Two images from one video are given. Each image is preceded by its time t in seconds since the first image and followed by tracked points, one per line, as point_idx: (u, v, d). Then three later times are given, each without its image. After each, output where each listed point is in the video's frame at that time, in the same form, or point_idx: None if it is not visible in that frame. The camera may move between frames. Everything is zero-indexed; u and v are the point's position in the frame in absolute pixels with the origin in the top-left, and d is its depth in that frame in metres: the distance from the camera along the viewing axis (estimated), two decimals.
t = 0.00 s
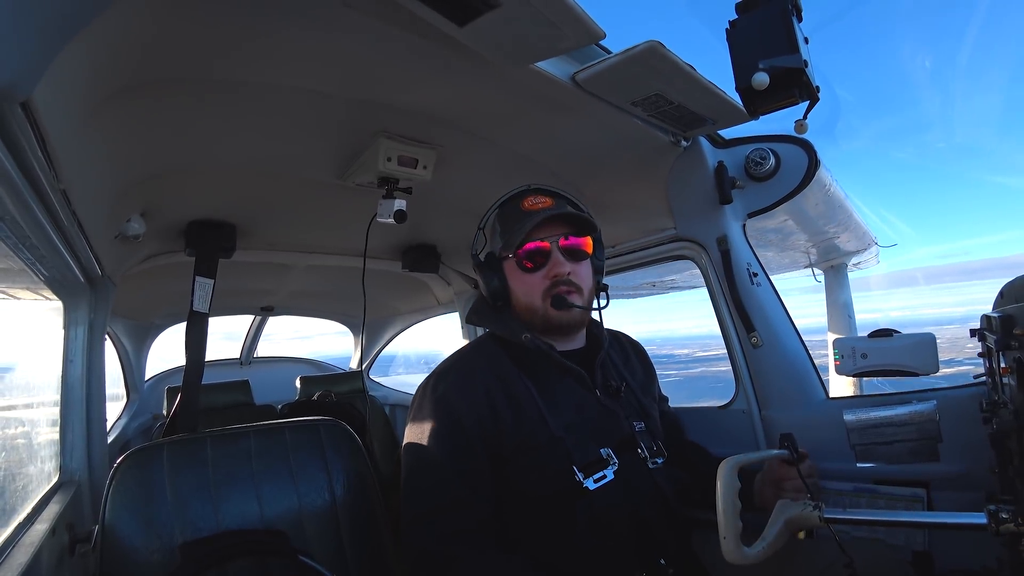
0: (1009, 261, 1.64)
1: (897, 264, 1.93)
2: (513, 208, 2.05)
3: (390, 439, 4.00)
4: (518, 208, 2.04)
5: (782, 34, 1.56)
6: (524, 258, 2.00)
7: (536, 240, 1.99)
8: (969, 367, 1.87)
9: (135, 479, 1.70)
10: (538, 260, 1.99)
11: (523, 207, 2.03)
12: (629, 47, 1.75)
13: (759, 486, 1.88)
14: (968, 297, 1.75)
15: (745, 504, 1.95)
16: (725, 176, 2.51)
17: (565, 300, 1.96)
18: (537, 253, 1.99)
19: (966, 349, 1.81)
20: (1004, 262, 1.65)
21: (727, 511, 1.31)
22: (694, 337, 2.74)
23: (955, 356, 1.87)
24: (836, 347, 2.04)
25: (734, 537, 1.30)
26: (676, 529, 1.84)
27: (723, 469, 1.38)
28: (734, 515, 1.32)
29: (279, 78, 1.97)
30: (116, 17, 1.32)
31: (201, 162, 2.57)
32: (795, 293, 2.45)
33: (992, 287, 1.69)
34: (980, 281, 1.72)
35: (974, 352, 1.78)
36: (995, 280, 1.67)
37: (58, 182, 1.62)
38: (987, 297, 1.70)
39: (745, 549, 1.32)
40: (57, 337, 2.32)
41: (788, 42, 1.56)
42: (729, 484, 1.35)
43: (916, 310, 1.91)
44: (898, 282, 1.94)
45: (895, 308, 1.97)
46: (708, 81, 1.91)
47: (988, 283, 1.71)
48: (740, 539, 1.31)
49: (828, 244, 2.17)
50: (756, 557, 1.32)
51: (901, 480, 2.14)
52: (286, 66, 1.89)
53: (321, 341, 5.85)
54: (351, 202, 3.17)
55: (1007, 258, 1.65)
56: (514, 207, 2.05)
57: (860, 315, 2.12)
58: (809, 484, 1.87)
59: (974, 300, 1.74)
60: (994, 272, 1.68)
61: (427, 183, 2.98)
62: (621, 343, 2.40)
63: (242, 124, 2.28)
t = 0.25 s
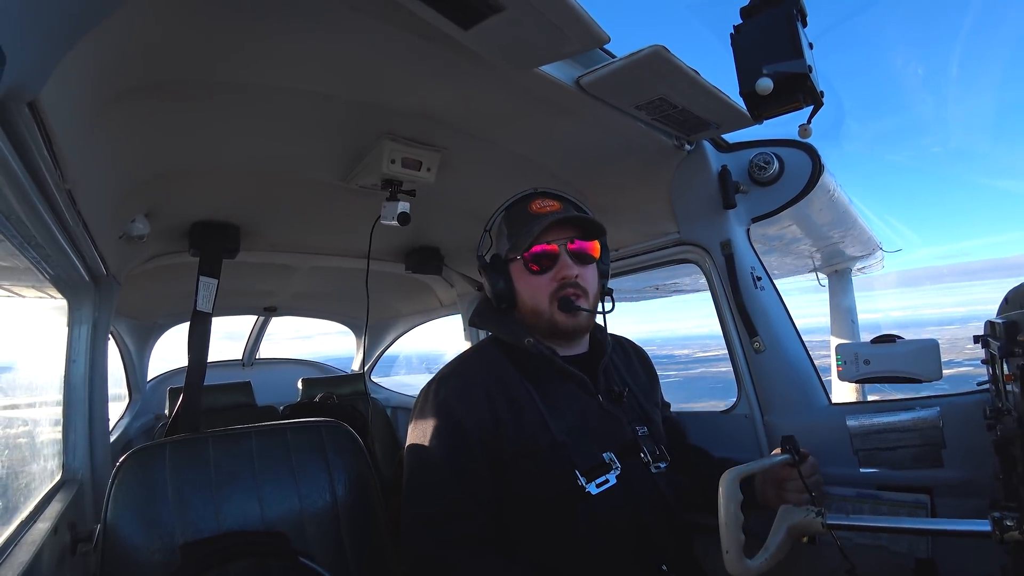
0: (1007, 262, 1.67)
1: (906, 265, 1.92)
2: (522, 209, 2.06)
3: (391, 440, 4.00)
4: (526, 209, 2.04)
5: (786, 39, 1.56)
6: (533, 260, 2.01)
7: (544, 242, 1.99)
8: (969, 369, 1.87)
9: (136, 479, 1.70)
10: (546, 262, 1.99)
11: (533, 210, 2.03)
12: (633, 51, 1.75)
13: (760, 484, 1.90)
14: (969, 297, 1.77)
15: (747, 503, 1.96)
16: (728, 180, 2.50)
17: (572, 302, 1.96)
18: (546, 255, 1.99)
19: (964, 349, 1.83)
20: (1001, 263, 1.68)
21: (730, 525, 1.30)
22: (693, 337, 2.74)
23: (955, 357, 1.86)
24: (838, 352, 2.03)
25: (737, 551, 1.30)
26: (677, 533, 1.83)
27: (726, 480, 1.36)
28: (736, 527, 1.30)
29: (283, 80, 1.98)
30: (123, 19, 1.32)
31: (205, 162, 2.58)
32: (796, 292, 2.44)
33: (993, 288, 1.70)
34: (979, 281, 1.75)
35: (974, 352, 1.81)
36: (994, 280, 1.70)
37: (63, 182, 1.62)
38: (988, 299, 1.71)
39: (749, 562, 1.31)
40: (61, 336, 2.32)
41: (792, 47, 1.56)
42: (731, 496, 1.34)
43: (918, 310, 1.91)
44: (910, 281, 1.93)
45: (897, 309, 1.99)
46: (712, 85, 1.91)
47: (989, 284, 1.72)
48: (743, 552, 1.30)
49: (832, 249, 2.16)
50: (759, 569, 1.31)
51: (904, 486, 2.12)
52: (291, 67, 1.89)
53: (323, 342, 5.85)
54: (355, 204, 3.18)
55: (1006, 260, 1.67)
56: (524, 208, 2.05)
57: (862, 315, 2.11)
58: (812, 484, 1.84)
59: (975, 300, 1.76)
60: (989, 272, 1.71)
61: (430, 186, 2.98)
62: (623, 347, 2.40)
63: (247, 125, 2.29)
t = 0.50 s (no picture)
0: (1003, 261, 1.67)
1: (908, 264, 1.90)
2: (528, 209, 2.06)
3: (393, 441, 4.00)
4: (532, 209, 2.05)
5: (789, 41, 1.56)
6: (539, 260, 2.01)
7: (550, 243, 1.99)
8: (968, 368, 1.88)
9: (137, 478, 1.70)
10: (552, 263, 1.99)
11: (539, 210, 2.03)
12: (636, 53, 1.75)
13: (761, 485, 1.89)
14: (966, 296, 1.79)
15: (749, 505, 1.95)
16: (732, 183, 2.49)
17: (577, 304, 1.96)
18: (553, 255, 1.99)
19: (964, 347, 1.85)
20: (998, 262, 1.69)
21: (730, 531, 1.29)
22: (692, 334, 2.72)
23: (954, 355, 1.87)
24: (841, 355, 2.03)
25: (738, 557, 1.29)
26: (679, 536, 1.83)
27: (727, 486, 1.35)
28: (737, 533, 1.30)
29: (286, 81, 1.98)
30: (126, 19, 1.33)
31: (208, 163, 2.58)
32: (795, 291, 2.44)
33: (994, 287, 1.72)
34: (977, 281, 1.76)
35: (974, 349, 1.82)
36: (992, 278, 1.71)
37: (67, 182, 1.63)
38: (989, 297, 1.73)
39: (749, 566, 1.30)
40: (63, 336, 2.33)
41: (795, 49, 1.56)
42: (732, 502, 1.33)
43: (917, 309, 1.91)
44: (915, 278, 1.90)
45: (896, 307, 1.98)
46: (714, 87, 1.91)
47: (988, 283, 1.74)
48: (744, 559, 1.29)
49: (835, 251, 2.14)
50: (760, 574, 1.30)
51: (907, 490, 2.12)
52: (294, 69, 1.90)
53: (325, 343, 5.86)
54: (357, 205, 3.18)
55: (1003, 258, 1.68)
56: (530, 208, 2.05)
57: (863, 314, 2.10)
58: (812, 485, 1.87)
59: (973, 300, 1.78)
60: (987, 271, 1.72)
61: (432, 187, 2.98)
62: (626, 350, 2.40)
63: (250, 126, 2.29)
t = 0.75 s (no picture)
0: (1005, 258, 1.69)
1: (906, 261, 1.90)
2: (554, 205, 2.04)
3: (393, 441, 4.01)
4: (559, 206, 2.05)
5: (790, 42, 1.56)
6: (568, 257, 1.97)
7: (586, 242, 1.96)
8: (964, 365, 1.90)
9: (138, 478, 1.71)
10: (583, 261, 1.96)
11: (566, 208, 2.05)
12: (637, 53, 1.75)
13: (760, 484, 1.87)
14: (965, 292, 1.82)
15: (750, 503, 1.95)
16: (732, 183, 2.50)
17: (606, 303, 1.96)
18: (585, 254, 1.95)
19: (960, 343, 1.88)
20: (998, 259, 1.70)
21: (731, 533, 1.31)
22: (690, 333, 2.72)
23: (952, 351, 1.90)
24: (842, 355, 2.04)
25: (739, 560, 1.30)
26: (680, 536, 1.83)
27: (727, 489, 1.37)
28: (737, 537, 1.31)
29: (287, 82, 1.98)
30: (128, 20, 1.33)
31: (209, 163, 2.58)
32: (796, 289, 2.43)
33: (994, 283, 1.76)
34: (973, 277, 1.78)
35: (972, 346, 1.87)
36: (993, 274, 1.75)
37: (68, 182, 1.63)
38: (991, 293, 1.78)
39: (750, 569, 1.31)
40: (64, 336, 2.33)
41: (797, 50, 1.56)
42: (733, 504, 1.34)
43: (915, 305, 1.91)
44: (918, 275, 1.88)
45: (894, 304, 1.98)
46: (715, 87, 1.91)
47: (985, 280, 1.78)
48: (745, 561, 1.30)
49: (835, 251, 2.14)
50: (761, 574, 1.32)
51: (907, 490, 2.12)
52: (295, 69, 1.90)
53: (326, 343, 5.86)
54: (358, 205, 3.18)
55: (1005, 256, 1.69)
56: (555, 205, 2.05)
57: (863, 311, 2.09)
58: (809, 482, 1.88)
59: (971, 296, 1.82)
60: (988, 267, 1.74)
61: (433, 187, 2.99)
62: (627, 350, 2.40)
63: (250, 126, 2.29)
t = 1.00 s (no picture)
0: (1004, 255, 1.67)
1: (901, 258, 1.93)
2: (563, 201, 2.05)
3: (392, 439, 4.01)
4: (570, 202, 2.05)
5: (786, 37, 1.56)
6: (578, 253, 1.98)
7: (597, 239, 1.96)
8: (959, 363, 1.88)
9: (138, 478, 1.70)
10: (592, 257, 1.98)
11: (578, 204, 2.05)
12: (634, 49, 1.75)
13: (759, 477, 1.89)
14: (964, 291, 1.78)
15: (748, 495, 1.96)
16: (729, 179, 2.50)
17: (612, 301, 1.99)
18: (594, 251, 1.98)
19: (958, 343, 1.84)
20: (996, 256, 1.68)
21: (729, 532, 1.31)
22: (687, 333, 2.73)
23: (949, 350, 1.87)
24: (838, 349, 2.04)
25: (738, 558, 1.31)
26: (680, 531, 1.84)
27: (726, 485, 1.37)
28: (736, 536, 1.32)
29: (283, 80, 1.98)
30: (123, 18, 1.32)
31: (206, 162, 2.58)
32: (794, 288, 2.44)
33: (991, 282, 1.71)
34: (973, 276, 1.76)
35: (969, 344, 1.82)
36: (993, 273, 1.70)
37: (63, 182, 1.62)
38: (989, 292, 1.72)
39: (749, 567, 1.32)
40: (61, 336, 2.33)
41: (793, 45, 1.56)
42: (731, 501, 1.34)
43: (912, 304, 1.91)
44: (915, 274, 1.91)
45: (891, 303, 1.98)
46: (712, 83, 1.91)
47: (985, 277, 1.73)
48: (744, 559, 1.31)
49: (832, 246, 2.15)
50: (759, 572, 1.32)
51: (904, 484, 2.13)
52: (291, 67, 1.89)
53: (324, 342, 5.86)
54: (355, 203, 3.18)
55: (1003, 253, 1.67)
56: (565, 200, 2.05)
57: (862, 310, 2.10)
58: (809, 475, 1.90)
59: (970, 295, 1.77)
60: (986, 266, 1.72)
61: (430, 185, 2.98)
62: (627, 346, 2.39)
63: (247, 125, 2.29)
